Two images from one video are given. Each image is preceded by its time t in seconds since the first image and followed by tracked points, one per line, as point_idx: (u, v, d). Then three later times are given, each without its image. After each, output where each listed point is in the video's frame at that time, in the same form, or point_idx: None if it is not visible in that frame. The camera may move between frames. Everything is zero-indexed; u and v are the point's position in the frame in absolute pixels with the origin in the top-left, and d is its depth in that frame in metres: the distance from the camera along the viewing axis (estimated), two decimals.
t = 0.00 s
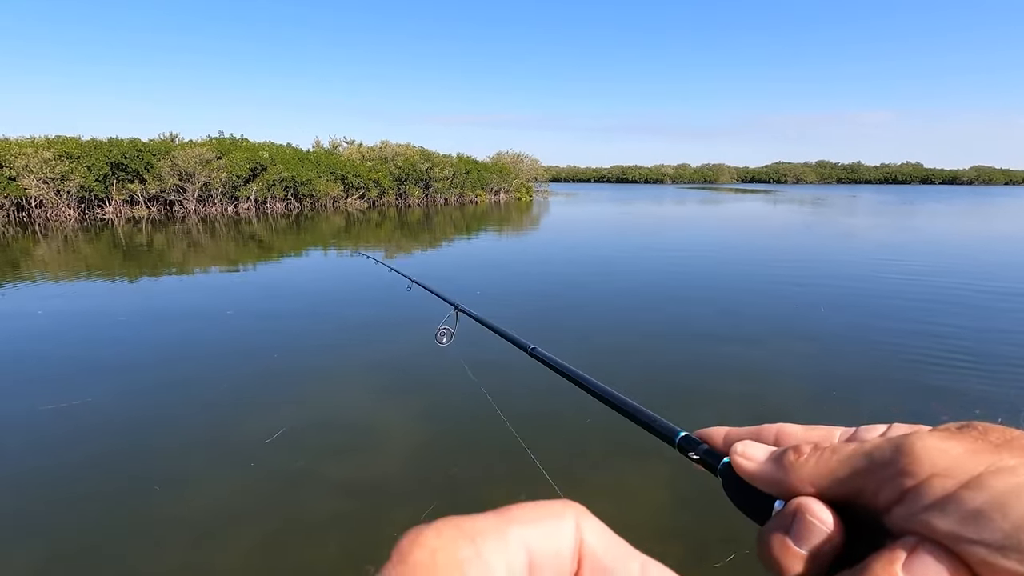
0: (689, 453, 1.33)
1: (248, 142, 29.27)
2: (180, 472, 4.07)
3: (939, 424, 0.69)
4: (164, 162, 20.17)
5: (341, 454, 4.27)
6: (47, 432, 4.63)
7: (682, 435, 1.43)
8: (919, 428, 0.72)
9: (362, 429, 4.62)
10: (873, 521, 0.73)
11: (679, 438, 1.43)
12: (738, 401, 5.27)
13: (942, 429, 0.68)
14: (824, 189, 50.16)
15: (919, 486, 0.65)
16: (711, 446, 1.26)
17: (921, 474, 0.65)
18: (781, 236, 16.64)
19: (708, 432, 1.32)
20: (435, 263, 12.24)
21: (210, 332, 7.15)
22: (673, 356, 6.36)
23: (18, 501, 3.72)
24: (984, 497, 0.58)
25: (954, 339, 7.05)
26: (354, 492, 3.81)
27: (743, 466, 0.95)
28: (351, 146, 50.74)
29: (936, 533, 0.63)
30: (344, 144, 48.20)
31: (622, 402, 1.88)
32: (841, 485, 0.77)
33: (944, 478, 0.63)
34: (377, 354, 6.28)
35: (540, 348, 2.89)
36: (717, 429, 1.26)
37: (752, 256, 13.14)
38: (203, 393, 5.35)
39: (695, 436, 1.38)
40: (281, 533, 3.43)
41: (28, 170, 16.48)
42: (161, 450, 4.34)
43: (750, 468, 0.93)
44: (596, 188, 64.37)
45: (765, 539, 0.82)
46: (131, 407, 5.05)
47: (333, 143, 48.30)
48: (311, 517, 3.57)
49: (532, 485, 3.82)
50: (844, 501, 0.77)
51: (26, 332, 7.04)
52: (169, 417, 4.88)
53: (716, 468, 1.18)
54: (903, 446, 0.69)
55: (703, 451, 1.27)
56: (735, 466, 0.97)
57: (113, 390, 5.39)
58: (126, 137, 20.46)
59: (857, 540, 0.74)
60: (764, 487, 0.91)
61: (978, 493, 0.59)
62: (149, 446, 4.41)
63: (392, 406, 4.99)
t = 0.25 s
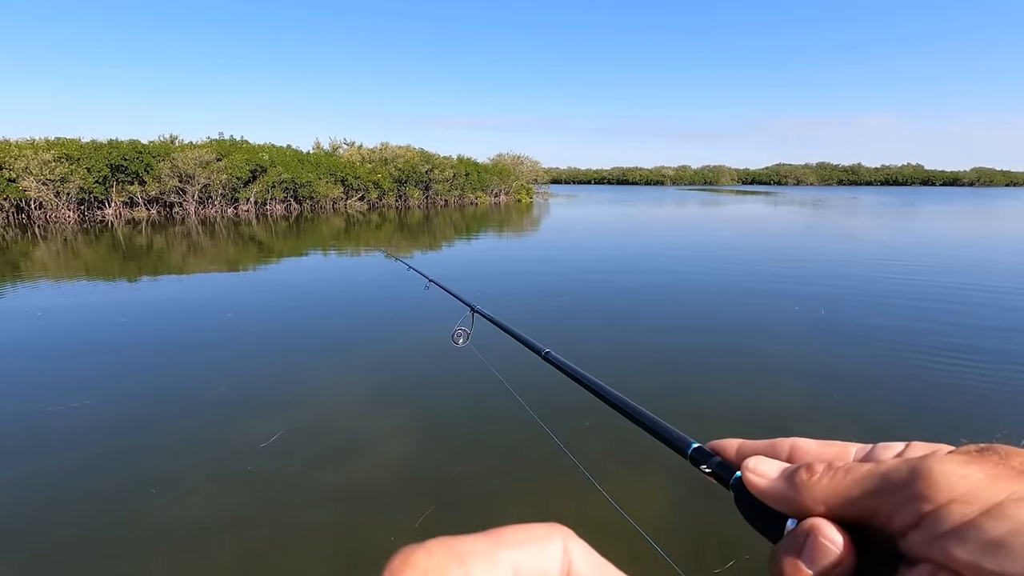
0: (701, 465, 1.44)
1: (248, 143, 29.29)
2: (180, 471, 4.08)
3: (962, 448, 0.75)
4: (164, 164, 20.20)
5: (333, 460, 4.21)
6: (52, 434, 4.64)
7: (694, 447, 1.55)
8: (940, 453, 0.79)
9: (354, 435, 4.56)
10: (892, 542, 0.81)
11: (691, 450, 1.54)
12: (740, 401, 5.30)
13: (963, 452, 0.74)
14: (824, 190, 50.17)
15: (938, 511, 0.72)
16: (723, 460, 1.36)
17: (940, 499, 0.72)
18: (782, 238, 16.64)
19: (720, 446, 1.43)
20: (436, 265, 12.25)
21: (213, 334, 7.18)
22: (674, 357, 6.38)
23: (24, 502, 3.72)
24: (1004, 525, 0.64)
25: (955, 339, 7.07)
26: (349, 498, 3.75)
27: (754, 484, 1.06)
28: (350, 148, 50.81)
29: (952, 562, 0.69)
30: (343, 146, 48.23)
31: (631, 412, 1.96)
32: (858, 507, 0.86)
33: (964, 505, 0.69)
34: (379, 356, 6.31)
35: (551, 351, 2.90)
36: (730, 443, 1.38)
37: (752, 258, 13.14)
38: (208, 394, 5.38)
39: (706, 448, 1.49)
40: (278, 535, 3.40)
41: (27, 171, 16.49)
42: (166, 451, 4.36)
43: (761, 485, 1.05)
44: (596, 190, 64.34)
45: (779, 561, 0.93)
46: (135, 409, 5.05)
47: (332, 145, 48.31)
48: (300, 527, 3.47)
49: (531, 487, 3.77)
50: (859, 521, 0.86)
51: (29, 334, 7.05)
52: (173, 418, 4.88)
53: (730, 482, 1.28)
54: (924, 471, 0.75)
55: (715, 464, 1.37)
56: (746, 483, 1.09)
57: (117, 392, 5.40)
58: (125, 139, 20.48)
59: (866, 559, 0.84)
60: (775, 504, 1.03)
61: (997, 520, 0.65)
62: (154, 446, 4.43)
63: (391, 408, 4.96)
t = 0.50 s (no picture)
0: (708, 462, 1.39)
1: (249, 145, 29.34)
2: (171, 477, 4.02)
3: (971, 450, 0.78)
4: (165, 165, 20.25)
5: (328, 464, 4.16)
6: (52, 434, 4.64)
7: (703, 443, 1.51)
8: (946, 455, 0.82)
9: (351, 438, 4.51)
10: (894, 542, 0.84)
11: (699, 446, 1.50)
12: (740, 401, 5.29)
13: (972, 454, 0.78)
14: (826, 192, 50.09)
15: (945, 511, 0.75)
16: (732, 457, 1.33)
17: (947, 499, 0.75)
18: (783, 240, 16.61)
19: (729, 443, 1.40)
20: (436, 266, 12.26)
21: (213, 334, 7.19)
22: (674, 358, 6.37)
23: (25, 504, 3.71)
24: (1010, 528, 0.67)
25: (956, 340, 7.06)
26: (342, 503, 3.70)
27: (763, 481, 1.07)
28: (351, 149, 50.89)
29: (957, 562, 0.71)
30: (344, 148, 48.31)
31: (637, 400, 2.01)
32: (863, 506, 0.88)
33: (971, 505, 0.72)
34: (379, 356, 6.31)
35: (564, 346, 2.96)
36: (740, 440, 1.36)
37: (753, 259, 13.13)
38: (208, 394, 5.38)
39: (715, 445, 1.45)
40: (274, 540, 3.36)
41: (28, 173, 16.52)
42: (164, 452, 4.35)
43: (770, 482, 1.06)
44: (596, 192, 64.35)
45: (780, 557, 0.93)
46: (136, 410, 5.05)
47: (333, 147, 48.37)
48: (288, 534, 3.41)
49: (528, 493, 3.71)
50: (863, 521, 0.88)
51: (29, 334, 7.06)
52: (174, 419, 4.88)
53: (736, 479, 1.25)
54: (930, 472, 0.79)
55: (723, 461, 1.33)
56: (754, 480, 1.10)
57: (118, 394, 5.40)
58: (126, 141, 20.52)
59: (871, 559, 0.86)
60: (781, 501, 1.04)
61: (1004, 523, 0.68)
62: (155, 446, 4.43)
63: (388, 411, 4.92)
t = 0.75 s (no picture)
0: (720, 451, 1.42)
1: (252, 146, 29.45)
2: (165, 479, 3.99)
3: (993, 437, 0.70)
4: (167, 166, 20.34)
5: (328, 466, 4.14)
6: (49, 435, 4.63)
7: (713, 432, 1.53)
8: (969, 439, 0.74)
9: (351, 440, 4.49)
10: (911, 531, 0.77)
11: (711, 434, 1.52)
12: (741, 402, 5.24)
13: (995, 441, 0.69)
14: (831, 193, 49.88)
15: (962, 497, 0.67)
16: (743, 446, 1.34)
17: (965, 484, 0.67)
18: (787, 240, 16.52)
19: (740, 432, 1.41)
20: (438, 267, 12.22)
21: (212, 335, 7.17)
22: (674, 360, 6.32)
23: (19, 505, 3.70)
24: None
25: (961, 342, 6.98)
26: (335, 509, 3.64)
27: (775, 466, 1.08)
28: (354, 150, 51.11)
29: (974, 550, 0.64)
30: (347, 149, 48.47)
31: (646, 390, 2.03)
32: (880, 492, 0.83)
33: (990, 490, 0.64)
34: (379, 358, 6.28)
35: (575, 337, 2.94)
36: (749, 429, 1.37)
37: (756, 261, 13.06)
38: (206, 395, 5.37)
39: (726, 433, 1.47)
40: (265, 546, 3.31)
41: (31, 174, 16.61)
42: (159, 454, 4.32)
43: (782, 467, 1.05)
44: (599, 192, 64.28)
45: (790, 544, 0.90)
46: (132, 412, 5.02)
47: (336, 147, 48.52)
48: (284, 534, 3.40)
49: (529, 494, 3.69)
50: (879, 508, 0.83)
51: (29, 335, 7.06)
52: (170, 421, 4.85)
53: (747, 468, 1.26)
54: (948, 455, 0.71)
55: (734, 449, 1.35)
56: (767, 465, 1.09)
57: (115, 394, 5.39)
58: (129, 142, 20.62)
59: (885, 550, 0.80)
60: (795, 487, 1.02)
61: None
62: (151, 448, 4.41)
63: (389, 412, 4.89)
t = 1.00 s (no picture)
0: (730, 430, 1.42)
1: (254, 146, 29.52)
2: (171, 479, 4.01)
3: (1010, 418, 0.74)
4: (169, 167, 20.39)
5: (326, 468, 4.11)
6: (56, 434, 4.66)
7: (723, 413, 1.51)
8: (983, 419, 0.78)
9: (351, 442, 4.46)
10: (922, 502, 0.81)
11: (721, 415, 1.50)
12: (744, 401, 5.26)
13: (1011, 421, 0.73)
14: (833, 194, 49.90)
15: (974, 468, 0.71)
16: (753, 425, 1.33)
17: (978, 457, 0.71)
18: (789, 241, 16.50)
19: (750, 412, 1.40)
20: (440, 268, 12.26)
21: (217, 335, 7.21)
22: (677, 359, 6.34)
23: (25, 504, 3.71)
24: None
25: (962, 341, 7.00)
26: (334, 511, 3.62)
27: (786, 441, 1.09)
28: (355, 150, 51.16)
29: (984, 517, 0.68)
30: (349, 149, 48.52)
31: (656, 371, 2.04)
32: (891, 465, 0.86)
33: (1004, 462, 0.68)
34: (383, 359, 6.32)
35: (584, 321, 2.96)
36: (760, 410, 1.35)
37: (758, 261, 13.05)
38: (212, 395, 5.40)
39: (737, 415, 1.46)
40: (264, 547, 3.30)
41: (34, 175, 16.67)
42: (166, 453, 4.35)
43: (792, 441, 1.08)
44: (601, 193, 64.27)
45: (802, 515, 0.93)
46: (136, 412, 5.03)
47: (337, 147, 48.57)
48: (279, 538, 3.37)
49: (529, 498, 3.66)
50: (889, 481, 0.86)
51: (34, 335, 7.10)
52: (173, 422, 4.86)
53: (757, 446, 1.26)
54: (962, 430, 0.75)
55: (744, 429, 1.34)
56: (779, 440, 1.11)
57: (120, 394, 5.41)
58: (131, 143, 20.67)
59: (896, 522, 0.84)
60: (804, 460, 1.04)
61: None
62: (158, 446, 4.44)
63: (390, 414, 4.88)
